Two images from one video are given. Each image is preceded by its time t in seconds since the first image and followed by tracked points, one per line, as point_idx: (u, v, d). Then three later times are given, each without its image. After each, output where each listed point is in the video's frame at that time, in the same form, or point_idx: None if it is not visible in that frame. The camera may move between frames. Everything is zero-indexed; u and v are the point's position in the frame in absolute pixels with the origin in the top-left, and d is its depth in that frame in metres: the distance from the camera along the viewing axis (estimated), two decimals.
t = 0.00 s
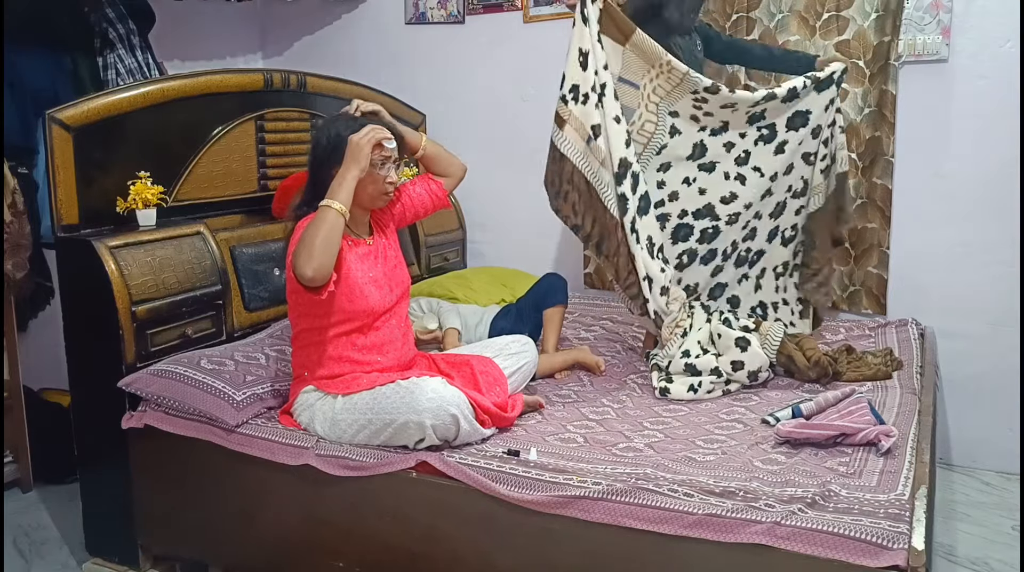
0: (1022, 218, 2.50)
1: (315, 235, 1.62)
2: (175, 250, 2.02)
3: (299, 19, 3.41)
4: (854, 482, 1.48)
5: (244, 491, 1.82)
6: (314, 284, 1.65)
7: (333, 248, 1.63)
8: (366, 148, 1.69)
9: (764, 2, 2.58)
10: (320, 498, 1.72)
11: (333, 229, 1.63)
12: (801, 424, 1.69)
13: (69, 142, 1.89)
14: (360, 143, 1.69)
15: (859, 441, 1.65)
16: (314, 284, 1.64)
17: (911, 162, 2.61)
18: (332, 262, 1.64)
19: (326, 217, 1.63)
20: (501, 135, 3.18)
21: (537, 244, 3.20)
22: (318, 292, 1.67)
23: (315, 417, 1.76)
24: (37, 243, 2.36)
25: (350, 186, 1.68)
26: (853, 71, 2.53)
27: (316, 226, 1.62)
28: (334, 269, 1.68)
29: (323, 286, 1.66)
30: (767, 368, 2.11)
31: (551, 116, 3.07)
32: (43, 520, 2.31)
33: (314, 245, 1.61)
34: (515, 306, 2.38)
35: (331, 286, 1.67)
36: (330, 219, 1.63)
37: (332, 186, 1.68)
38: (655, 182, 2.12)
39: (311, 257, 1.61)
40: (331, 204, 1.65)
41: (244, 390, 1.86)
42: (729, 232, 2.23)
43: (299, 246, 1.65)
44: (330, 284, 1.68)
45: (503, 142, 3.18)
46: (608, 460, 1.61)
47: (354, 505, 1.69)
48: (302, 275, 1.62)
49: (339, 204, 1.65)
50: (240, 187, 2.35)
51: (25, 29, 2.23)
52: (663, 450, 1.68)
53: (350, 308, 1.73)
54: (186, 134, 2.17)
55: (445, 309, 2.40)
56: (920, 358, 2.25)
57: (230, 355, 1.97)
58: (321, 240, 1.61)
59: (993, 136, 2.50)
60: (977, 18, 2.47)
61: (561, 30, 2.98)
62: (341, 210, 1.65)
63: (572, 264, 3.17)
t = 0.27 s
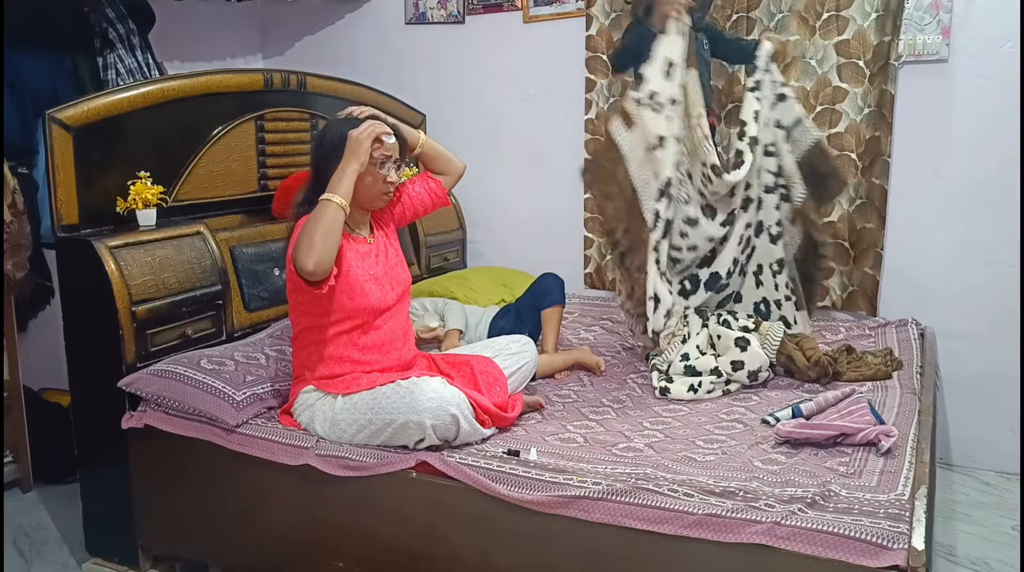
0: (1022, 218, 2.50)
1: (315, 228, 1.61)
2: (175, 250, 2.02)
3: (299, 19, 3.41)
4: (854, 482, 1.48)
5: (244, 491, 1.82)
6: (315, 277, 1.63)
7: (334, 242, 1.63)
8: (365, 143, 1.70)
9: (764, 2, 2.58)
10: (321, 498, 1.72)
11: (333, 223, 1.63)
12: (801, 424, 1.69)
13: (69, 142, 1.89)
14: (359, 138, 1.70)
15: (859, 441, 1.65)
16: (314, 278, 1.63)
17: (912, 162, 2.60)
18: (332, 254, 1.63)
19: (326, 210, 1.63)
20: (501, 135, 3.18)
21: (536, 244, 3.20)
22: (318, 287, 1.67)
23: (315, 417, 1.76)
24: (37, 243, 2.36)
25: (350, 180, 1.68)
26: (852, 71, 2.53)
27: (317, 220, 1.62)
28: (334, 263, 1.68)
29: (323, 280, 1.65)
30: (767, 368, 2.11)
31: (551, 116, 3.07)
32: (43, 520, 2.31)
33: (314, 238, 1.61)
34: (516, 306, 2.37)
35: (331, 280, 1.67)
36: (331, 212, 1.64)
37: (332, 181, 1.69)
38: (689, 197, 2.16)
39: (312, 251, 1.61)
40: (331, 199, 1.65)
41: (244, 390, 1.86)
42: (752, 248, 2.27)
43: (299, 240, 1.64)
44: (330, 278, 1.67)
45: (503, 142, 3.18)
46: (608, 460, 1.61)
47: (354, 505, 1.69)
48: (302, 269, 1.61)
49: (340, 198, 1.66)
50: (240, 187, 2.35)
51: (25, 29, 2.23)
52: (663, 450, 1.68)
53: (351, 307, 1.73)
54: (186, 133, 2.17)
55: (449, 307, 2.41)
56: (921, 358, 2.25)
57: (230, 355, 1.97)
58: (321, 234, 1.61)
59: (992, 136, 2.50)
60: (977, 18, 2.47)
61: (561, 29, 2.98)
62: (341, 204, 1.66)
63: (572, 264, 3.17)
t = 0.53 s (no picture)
0: (1022, 218, 2.50)
1: (316, 226, 1.62)
2: (175, 250, 2.02)
3: (299, 19, 3.41)
4: (854, 482, 1.48)
5: (244, 491, 1.82)
6: (315, 275, 1.64)
7: (334, 239, 1.63)
8: (367, 142, 1.70)
9: (764, 2, 2.57)
10: (321, 498, 1.72)
11: (334, 221, 1.63)
12: (801, 424, 1.69)
13: (70, 142, 1.89)
14: (360, 137, 1.71)
15: (859, 441, 1.65)
16: (315, 275, 1.63)
17: (912, 162, 2.61)
18: (333, 252, 1.63)
19: (327, 209, 1.64)
20: (501, 135, 3.18)
21: (536, 243, 3.20)
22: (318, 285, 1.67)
23: (315, 417, 1.76)
24: (37, 243, 2.36)
25: (351, 179, 1.69)
26: (852, 71, 2.53)
27: (318, 219, 1.62)
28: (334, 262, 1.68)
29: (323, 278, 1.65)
30: (766, 368, 2.10)
31: (551, 116, 3.07)
32: (43, 520, 2.31)
33: (314, 236, 1.61)
34: (514, 306, 2.38)
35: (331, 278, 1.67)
36: (332, 211, 1.64)
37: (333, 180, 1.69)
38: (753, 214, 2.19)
39: (312, 249, 1.61)
40: (332, 196, 1.65)
41: (244, 389, 1.86)
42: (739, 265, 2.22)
43: (299, 238, 1.64)
44: (330, 277, 1.67)
45: (503, 142, 3.18)
46: (608, 460, 1.61)
47: (354, 505, 1.69)
48: (302, 267, 1.61)
49: (341, 196, 1.66)
50: (240, 187, 2.35)
51: (25, 29, 2.23)
52: (663, 450, 1.68)
53: (351, 306, 1.73)
54: (186, 133, 2.17)
55: (448, 308, 2.41)
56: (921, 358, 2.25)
57: (230, 355, 1.97)
58: (322, 232, 1.61)
59: (992, 137, 2.50)
60: (977, 18, 2.47)
61: (561, 29, 2.98)
62: (342, 202, 1.66)
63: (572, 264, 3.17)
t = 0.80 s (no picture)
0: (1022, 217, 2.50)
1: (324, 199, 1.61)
2: (175, 250, 2.02)
3: (299, 19, 3.41)
4: (854, 482, 1.48)
5: (244, 491, 1.82)
6: (319, 248, 1.62)
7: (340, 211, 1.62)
8: (371, 122, 1.69)
9: (764, 2, 2.58)
10: (321, 498, 1.72)
11: (339, 192, 1.62)
12: (801, 424, 1.69)
13: (70, 142, 1.89)
14: (365, 117, 1.70)
15: (859, 441, 1.65)
16: (319, 247, 1.61)
17: (911, 162, 2.60)
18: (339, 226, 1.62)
19: (332, 181, 1.63)
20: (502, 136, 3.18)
21: (537, 244, 3.20)
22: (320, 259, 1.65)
23: (315, 417, 1.76)
24: (37, 243, 2.36)
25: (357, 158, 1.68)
26: (852, 71, 2.53)
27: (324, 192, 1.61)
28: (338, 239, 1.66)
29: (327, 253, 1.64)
30: (766, 368, 2.11)
31: (551, 115, 3.07)
32: (43, 520, 2.31)
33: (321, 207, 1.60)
34: (514, 306, 2.38)
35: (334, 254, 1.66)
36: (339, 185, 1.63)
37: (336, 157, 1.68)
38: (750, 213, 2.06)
39: (318, 221, 1.60)
40: (337, 170, 1.65)
41: (244, 389, 1.86)
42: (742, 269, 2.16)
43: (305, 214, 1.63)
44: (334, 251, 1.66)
45: (503, 142, 3.18)
46: (608, 460, 1.61)
47: (353, 505, 1.69)
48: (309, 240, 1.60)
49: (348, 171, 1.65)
50: (240, 187, 2.34)
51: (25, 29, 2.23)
52: (663, 450, 1.68)
53: (352, 305, 1.73)
54: (186, 133, 2.17)
55: (447, 308, 2.40)
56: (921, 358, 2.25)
57: (230, 355, 1.97)
58: (328, 203, 1.60)
59: (992, 136, 2.50)
60: (977, 18, 2.47)
61: (561, 29, 2.98)
62: (348, 175, 1.65)
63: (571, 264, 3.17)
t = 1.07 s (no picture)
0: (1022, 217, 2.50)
1: (322, 156, 1.61)
2: (175, 250, 2.02)
3: (299, 19, 3.41)
4: (855, 482, 1.48)
5: (244, 491, 1.82)
6: (314, 199, 1.60)
7: (333, 158, 1.63)
8: (352, 91, 1.76)
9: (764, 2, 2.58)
10: (321, 498, 1.72)
11: (330, 144, 1.64)
12: (801, 424, 1.69)
13: (70, 142, 1.89)
14: (348, 87, 1.76)
15: (859, 441, 1.65)
16: (313, 195, 1.60)
17: (911, 162, 2.61)
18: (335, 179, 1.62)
19: (324, 137, 1.65)
20: (502, 136, 3.18)
21: (537, 244, 3.20)
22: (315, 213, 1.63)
23: (315, 417, 1.76)
24: (37, 243, 2.36)
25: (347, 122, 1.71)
26: (852, 71, 2.50)
27: (319, 148, 1.62)
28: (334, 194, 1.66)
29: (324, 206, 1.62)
30: (765, 365, 2.10)
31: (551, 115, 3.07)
32: (43, 520, 2.31)
33: (317, 158, 1.61)
34: (515, 306, 2.37)
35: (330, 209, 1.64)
36: (332, 142, 1.64)
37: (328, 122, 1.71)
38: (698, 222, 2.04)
39: (313, 166, 1.60)
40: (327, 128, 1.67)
41: (244, 389, 1.86)
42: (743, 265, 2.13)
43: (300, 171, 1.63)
44: (330, 205, 1.64)
45: (503, 142, 3.18)
46: (608, 460, 1.61)
47: (353, 505, 1.69)
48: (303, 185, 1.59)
49: (340, 129, 1.68)
50: (240, 187, 2.34)
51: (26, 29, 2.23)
52: (663, 450, 1.68)
53: (351, 294, 1.73)
54: (185, 133, 2.17)
55: (448, 307, 2.40)
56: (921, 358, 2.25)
57: (230, 355, 1.97)
58: (321, 151, 1.62)
59: (993, 136, 2.50)
60: (977, 18, 2.47)
61: (561, 29, 2.98)
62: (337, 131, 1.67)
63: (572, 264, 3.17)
